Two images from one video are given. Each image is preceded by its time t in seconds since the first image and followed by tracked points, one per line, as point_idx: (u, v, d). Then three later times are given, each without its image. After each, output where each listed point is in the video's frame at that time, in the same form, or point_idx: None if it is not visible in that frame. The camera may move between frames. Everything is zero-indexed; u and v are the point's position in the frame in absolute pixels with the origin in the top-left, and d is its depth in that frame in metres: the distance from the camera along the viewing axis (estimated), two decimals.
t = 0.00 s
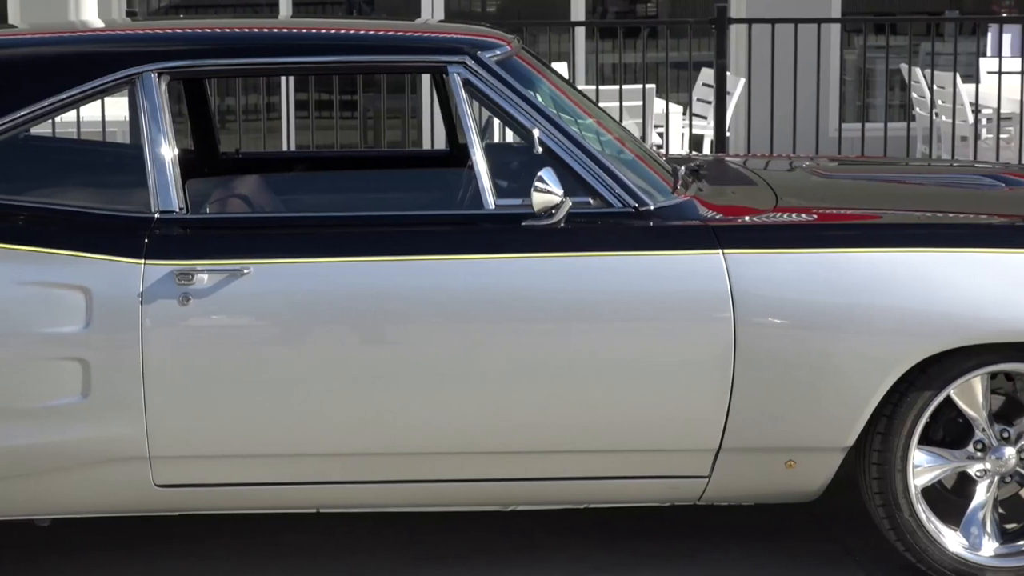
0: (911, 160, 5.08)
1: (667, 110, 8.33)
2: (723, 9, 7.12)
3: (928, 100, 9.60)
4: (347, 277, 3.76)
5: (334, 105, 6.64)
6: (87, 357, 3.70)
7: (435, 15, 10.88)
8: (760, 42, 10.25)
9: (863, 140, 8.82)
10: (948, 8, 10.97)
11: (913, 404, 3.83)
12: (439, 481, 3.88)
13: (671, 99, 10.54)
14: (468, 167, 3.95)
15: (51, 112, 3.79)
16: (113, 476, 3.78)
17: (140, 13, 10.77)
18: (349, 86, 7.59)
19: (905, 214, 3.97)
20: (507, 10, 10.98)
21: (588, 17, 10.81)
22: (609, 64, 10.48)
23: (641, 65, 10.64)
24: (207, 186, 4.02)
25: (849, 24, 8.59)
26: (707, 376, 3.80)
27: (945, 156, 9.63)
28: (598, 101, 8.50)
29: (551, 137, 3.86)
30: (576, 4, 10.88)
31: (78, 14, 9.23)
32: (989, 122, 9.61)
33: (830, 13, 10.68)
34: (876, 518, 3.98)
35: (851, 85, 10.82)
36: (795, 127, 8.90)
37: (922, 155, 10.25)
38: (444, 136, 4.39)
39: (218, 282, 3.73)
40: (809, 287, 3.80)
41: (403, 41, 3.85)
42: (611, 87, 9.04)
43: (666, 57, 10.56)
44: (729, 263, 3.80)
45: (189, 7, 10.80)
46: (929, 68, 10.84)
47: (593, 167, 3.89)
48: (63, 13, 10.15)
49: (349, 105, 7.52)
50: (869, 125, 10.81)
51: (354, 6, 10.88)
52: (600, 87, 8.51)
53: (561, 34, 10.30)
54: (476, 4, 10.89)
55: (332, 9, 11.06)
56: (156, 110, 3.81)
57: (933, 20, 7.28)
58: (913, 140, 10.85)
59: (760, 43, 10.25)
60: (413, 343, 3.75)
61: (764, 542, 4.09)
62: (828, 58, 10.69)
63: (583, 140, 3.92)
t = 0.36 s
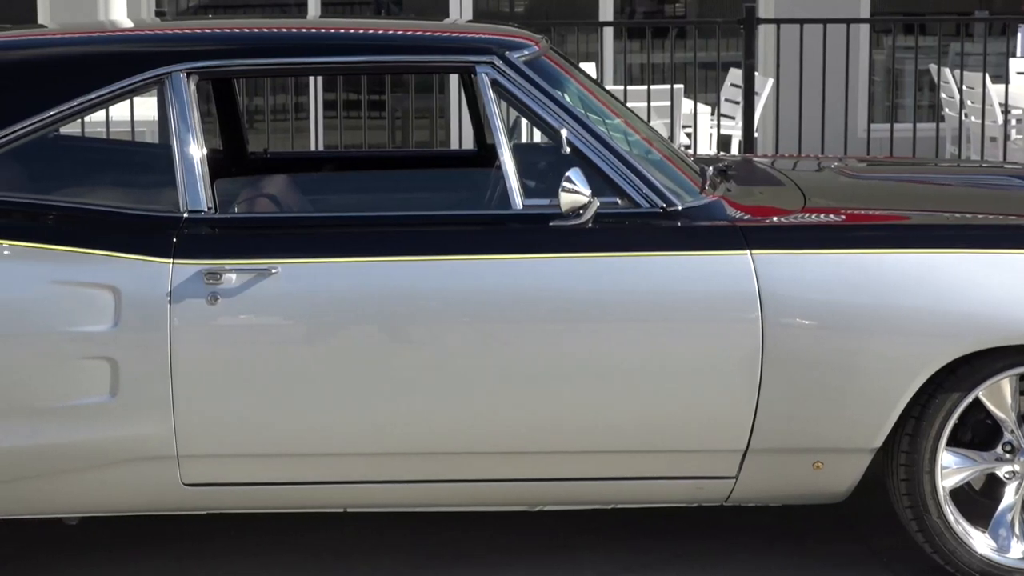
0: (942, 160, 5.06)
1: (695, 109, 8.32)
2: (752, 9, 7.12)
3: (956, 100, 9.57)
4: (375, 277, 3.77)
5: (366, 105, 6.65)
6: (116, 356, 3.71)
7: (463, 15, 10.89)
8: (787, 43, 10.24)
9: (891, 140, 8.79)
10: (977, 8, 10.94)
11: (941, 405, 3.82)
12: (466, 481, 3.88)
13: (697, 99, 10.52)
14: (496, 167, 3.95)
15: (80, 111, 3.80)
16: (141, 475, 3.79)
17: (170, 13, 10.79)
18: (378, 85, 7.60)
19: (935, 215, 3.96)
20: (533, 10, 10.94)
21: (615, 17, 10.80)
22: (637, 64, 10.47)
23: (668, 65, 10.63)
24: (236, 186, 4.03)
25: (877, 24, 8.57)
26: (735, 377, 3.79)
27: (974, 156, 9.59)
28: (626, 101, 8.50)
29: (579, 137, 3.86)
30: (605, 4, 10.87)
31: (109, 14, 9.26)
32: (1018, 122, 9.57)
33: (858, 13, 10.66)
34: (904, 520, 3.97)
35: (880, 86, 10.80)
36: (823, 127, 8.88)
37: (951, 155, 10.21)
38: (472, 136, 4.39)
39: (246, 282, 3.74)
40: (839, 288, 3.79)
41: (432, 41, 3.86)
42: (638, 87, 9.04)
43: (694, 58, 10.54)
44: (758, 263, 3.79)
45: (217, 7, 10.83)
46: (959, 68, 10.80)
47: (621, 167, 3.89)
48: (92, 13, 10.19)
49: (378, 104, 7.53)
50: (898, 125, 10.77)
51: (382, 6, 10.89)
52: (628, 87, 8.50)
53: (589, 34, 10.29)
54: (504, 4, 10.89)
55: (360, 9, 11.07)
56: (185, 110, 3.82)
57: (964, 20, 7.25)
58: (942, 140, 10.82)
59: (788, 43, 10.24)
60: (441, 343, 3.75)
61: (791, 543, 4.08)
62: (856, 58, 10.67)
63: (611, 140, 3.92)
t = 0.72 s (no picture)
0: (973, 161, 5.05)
1: (725, 109, 8.31)
2: (782, 9, 7.11)
3: (987, 101, 9.54)
4: (404, 276, 3.77)
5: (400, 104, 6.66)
6: (146, 355, 3.72)
7: (492, 16, 10.90)
8: (818, 43, 10.23)
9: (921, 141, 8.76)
10: (1009, 8, 10.91)
11: (972, 406, 3.81)
12: (495, 481, 3.88)
13: (727, 99, 10.51)
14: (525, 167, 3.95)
15: (110, 111, 3.80)
16: (171, 474, 3.80)
17: (201, 13, 10.82)
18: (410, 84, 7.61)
19: (966, 215, 3.94)
20: (564, 10, 10.96)
21: (645, 17, 10.80)
22: (667, 65, 10.48)
23: (698, 65, 10.62)
24: (265, 185, 4.03)
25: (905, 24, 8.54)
26: (765, 378, 3.78)
27: (1005, 157, 9.56)
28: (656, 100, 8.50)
29: (608, 137, 3.86)
30: (635, 3, 10.86)
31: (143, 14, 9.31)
32: None
33: (889, 13, 10.65)
34: (933, 521, 3.95)
35: (911, 86, 10.77)
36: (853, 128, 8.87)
37: (982, 155, 10.18)
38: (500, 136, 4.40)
39: (275, 281, 3.74)
40: (869, 289, 3.78)
41: (461, 41, 3.86)
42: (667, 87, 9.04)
43: (725, 58, 10.52)
44: (788, 264, 3.78)
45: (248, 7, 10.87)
46: (991, 68, 10.77)
47: (651, 167, 3.88)
48: (123, 12, 10.23)
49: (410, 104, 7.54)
50: (928, 125, 10.75)
51: (413, 6, 10.92)
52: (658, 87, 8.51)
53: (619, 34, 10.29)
54: (534, 3, 10.90)
55: (390, 9, 11.09)
56: (215, 110, 3.83)
57: (992, 20, 7.23)
58: (973, 141, 10.79)
59: (819, 44, 10.23)
60: (471, 342, 3.75)
61: (819, 544, 4.07)
62: (887, 58, 10.65)
63: (641, 140, 3.92)
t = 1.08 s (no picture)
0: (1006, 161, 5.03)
1: (756, 109, 8.31)
2: (814, 9, 7.11)
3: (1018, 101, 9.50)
4: (434, 276, 3.77)
5: (433, 103, 6.65)
6: (177, 353, 3.73)
7: (523, 16, 10.92)
8: (850, 43, 10.21)
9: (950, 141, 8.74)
10: None
11: (1002, 408, 3.79)
12: (525, 480, 3.88)
13: (758, 100, 10.49)
14: (555, 167, 3.95)
15: (141, 111, 3.82)
16: (202, 472, 3.81)
17: (230, 14, 10.87)
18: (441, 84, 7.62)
19: (997, 215, 3.93)
20: (592, 10, 10.87)
21: (675, 17, 10.80)
22: (697, 64, 10.47)
23: (729, 65, 10.61)
24: (295, 185, 4.03)
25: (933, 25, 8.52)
26: (795, 378, 3.78)
27: None
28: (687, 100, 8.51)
29: (638, 137, 3.86)
30: (665, 3, 10.86)
31: (176, 15, 9.35)
32: None
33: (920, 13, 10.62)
34: (963, 523, 3.93)
35: (943, 86, 10.74)
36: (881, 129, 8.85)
37: (1015, 156, 10.13)
38: (530, 136, 4.40)
39: (306, 280, 3.75)
40: (901, 289, 3.77)
41: (491, 41, 3.86)
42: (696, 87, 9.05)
43: (755, 58, 10.50)
44: (818, 264, 3.78)
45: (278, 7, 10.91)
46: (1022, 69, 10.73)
47: (681, 167, 3.88)
48: (154, 13, 10.26)
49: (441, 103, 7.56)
50: (960, 125, 10.71)
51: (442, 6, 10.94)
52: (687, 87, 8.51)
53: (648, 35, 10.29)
54: (563, 3, 10.91)
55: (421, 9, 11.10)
56: (246, 110, 3.84)
57: None
58: (1005, 141, 10.74)
59: (850, 44, 10.21)
60: (501, 342, 3.75)
61: (849, 545, 4.06)
62: (918, 58, 10.62)
63: (671, 140, 3.91)
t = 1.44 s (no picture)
0: None
1: (787, 109, 8.29)
2: (846, 10, 7.09)
3: None
4: (464, 276, 3.77)
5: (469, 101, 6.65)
6: (208, 352, 3.73)
7: (555, 16, 10.92)
8: (882, 43, 10.18)
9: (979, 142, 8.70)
10: None
11: None
12: (554, 480, 3.87)
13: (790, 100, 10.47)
14: (586, 167, 3.95)
15: (173, 110, 3.83)
16: (233, 470, 3.81)
17: (262, 13, 10.90)
18: (473, 84, 7.62)
19: None
20: (626, 10, 10.84)
21: (706, 17, 10.79)
22: (728, 64, 10.46)
23: (761, 65, 10.59)
24: (326, 185, 4.04)
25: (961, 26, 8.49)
26: (826, 379, 3.77)
27: None
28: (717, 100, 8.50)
29: (670, 137, 3.85)
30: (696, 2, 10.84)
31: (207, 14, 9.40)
32: None
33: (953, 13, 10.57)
34: (996, 524, 3.93)
35: (976, 86, 10.69)
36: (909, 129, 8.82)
37: None
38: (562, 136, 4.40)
39: (337, 279, 3.75)
40: (934, 290, 3.75)
41: (523, 41, 3.86)
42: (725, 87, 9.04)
43: (788, 58, 10.47)
44: (850, 264, 3.77)
45: (310, 7, 10.95)
46: None
47: (713, 167, 3.87)
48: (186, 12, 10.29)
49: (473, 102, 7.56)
50: (994, 126, 10.66)
51: (473, 5, 10.95)
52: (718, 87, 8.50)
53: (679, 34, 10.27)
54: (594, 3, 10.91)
55: (453, 9, 11.11)
56: (278, 109, 3.84)
57: None
58: None
59: (882, 43, 10.18)
60: (532, 341, 3.75)
61: (879, 547, 4.05)
62: (951, 59, 10.58)
63: (703, 140, 3.91)
